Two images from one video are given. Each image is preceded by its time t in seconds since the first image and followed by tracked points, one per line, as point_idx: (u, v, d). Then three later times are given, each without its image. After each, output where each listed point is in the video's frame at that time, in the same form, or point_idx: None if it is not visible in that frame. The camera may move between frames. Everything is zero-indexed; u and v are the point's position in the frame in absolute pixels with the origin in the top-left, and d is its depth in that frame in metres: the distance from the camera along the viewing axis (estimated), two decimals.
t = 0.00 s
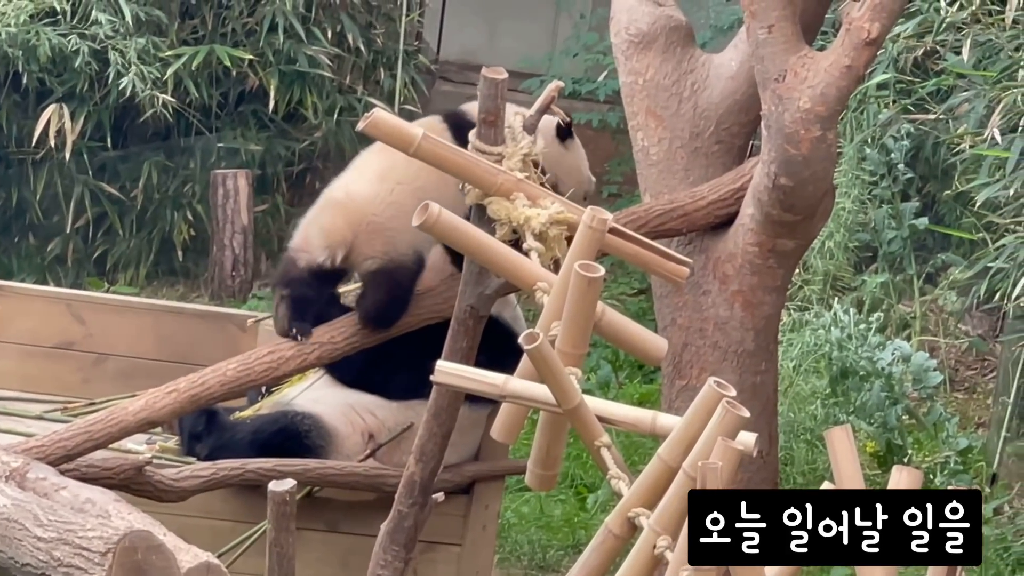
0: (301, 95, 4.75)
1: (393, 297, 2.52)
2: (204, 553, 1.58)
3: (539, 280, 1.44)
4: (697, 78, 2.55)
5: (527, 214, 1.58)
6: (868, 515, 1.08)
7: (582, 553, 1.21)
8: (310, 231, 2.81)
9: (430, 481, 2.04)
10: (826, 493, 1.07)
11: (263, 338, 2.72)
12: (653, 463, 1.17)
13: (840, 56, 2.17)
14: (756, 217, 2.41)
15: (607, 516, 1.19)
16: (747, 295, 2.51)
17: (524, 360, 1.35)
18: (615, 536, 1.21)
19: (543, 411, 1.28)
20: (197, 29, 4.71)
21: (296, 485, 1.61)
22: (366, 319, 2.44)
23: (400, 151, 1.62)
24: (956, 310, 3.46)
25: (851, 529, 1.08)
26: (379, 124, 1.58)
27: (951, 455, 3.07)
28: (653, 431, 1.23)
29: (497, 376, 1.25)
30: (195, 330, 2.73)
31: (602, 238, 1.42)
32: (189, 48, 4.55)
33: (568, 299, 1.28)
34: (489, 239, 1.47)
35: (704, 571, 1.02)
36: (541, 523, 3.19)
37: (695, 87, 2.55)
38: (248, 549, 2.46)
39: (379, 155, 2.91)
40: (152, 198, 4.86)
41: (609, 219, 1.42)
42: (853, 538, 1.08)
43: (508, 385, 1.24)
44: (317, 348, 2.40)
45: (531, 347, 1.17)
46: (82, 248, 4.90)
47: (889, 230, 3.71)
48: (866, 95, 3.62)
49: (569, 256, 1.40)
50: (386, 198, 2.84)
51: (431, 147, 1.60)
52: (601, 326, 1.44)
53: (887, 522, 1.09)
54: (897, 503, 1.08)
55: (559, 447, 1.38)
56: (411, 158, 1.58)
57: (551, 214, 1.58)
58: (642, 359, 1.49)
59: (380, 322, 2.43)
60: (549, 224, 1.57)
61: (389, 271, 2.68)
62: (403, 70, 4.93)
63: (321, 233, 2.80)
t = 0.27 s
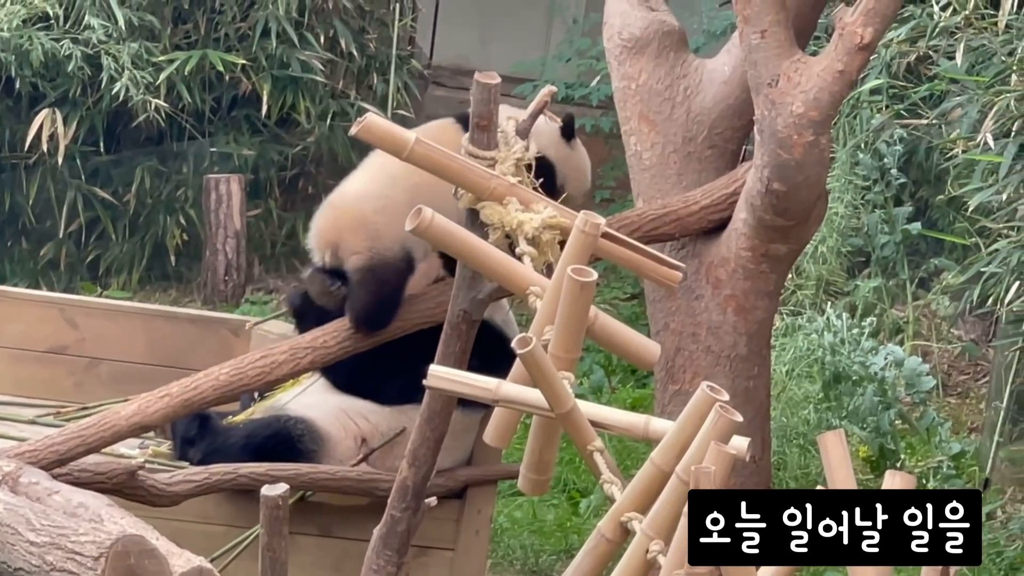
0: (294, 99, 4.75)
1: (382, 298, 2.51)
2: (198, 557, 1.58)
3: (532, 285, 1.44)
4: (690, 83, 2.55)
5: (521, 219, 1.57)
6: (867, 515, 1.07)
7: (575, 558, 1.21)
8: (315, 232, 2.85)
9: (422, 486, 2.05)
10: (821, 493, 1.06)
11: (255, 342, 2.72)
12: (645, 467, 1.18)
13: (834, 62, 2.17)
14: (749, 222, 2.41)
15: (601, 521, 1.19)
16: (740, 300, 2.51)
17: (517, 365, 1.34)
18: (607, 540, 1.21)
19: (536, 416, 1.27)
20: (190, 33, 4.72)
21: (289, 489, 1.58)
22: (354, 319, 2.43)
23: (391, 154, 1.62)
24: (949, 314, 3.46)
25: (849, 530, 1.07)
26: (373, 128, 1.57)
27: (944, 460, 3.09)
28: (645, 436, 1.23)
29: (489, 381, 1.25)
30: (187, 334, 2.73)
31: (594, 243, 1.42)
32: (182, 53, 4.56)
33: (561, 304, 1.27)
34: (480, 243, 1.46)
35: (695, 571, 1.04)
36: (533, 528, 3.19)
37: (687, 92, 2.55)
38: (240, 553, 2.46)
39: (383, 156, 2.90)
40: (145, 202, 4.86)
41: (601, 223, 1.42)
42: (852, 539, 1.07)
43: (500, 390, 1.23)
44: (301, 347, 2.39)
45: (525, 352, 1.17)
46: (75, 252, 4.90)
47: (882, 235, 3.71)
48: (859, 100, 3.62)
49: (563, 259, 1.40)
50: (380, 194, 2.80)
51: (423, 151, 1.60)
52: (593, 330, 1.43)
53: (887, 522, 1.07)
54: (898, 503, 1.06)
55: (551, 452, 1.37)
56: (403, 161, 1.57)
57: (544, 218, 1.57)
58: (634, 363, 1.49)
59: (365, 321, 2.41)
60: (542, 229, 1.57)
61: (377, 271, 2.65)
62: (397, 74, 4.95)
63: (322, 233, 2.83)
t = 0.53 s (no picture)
0: (288, 100, 4.74)
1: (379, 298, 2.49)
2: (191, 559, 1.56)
3: (526, 286, 1.44)
4: (683, 84, 2.55)
5: (514, 219, 1.56)
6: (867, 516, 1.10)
7: (569, 557, 1.23)
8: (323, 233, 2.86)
9: (416, 486, 2.06)
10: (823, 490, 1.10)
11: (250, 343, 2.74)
12: (640, 468, 1.19)
13: (827, 63, 2.18)
14: (742, 222, 2.41)
15: (595, 521, 1.21)
16: (734, 301, 2.51)
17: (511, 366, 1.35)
18: (601, 541, 1.23)
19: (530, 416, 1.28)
20: (184, 34, 4.73)
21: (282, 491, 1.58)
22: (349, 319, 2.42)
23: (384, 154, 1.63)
24: (943, 315, 3.47)
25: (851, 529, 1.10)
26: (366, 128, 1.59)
27: (937, 461, 3.09)
28: (639, 437, 1.25)
29: (484, 382, 1.25)
30: (182, 335, 2.73)
31: (588, 245, 1.43)
32: (176, 53, 4.57)
33: (556, 305, 1.28)
34: (475, 244, 1.47)
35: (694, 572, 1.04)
36: (527, 528, 3.19)
37: (681, 92, 2.55)
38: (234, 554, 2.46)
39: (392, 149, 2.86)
40: (139, 203, 4.86)
41: (595, 224, 1.43)
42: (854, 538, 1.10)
43: (495, 390, 1.24)
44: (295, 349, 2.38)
45: (519, 353, 1.18)
46: (69, 253, 4.89)
47: (876, 235, 3.69)
48: (853, 101, 3.63)
49: (557, 260, 1.40)
50: (383, 191, 2.76)
51: (418, 151, 1.60)
52: (588, 331, 1.44)
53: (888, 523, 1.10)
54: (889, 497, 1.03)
55: (546, 453, 1.39)
56: (398, 160, 1.58)
57: (538, 219, 1.58)
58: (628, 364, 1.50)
59: (360, 321, 2.40)
60: (535, 229, 1.58)
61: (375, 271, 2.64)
62: (390, 75, 4.95)
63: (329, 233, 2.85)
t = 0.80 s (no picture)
0: (283, 102, 4.75)
1: (377, 300, 2.47)
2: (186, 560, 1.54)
3: (521, 288, 1.45)
4: (677, 86, 2.55)
5: (509, 222, 1.59)
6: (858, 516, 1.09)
7: (565, 559, 1.23)
8: (334, 238, 2.84)
9: (411, 488, 2.07)
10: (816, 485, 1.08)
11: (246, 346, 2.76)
12: (635, 470, 1.19)
13: (822, 65, 2.17)
14: (737, 224, 2.41)
15: (590, 523, 1.21)
16: (729, 302, 2.51)
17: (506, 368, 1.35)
18: (597, 543, 1.23)
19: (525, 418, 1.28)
20: (178, 37, 4.73)
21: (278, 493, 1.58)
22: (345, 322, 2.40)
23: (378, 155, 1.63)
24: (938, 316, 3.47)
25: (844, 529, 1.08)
26: (361, 130, 1.59)
27: (933, 462, 3.07)
28: (634, 439, 1.25)
29: (478, 385, 1.25)
30: (177, 338, 2.73)
31: (583, 246, 1.42)
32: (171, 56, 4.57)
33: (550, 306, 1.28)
34: (470, 247, 1.47)
35: None
36: (522, 530, 3.19)
37: (675, 95, 2.55)
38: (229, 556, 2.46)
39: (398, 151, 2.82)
40: (134, 205, 4.87)
41: (590, 225, 1.42)
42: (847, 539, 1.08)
43: (489, 393, 1.24)
44: (290, 347, 2.35)
45: (513, 356, 1.17)
46: (64, 255, 4.89)
47: (871, 237, 3.69)
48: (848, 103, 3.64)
49: (552, 261, 1.40)
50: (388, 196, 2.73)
51: (413, 154, 1.61)
52: (583, 333, 1.44)
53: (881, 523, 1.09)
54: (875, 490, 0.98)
55: (541, 454, 1.40)
56: (393, 163, 1.59)
57: (532, 221, 1.60)
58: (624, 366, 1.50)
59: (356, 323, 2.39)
60: (530, 232, 1.60)
61: (377, 274, 2.60)
62: (385, 77, 4.84)
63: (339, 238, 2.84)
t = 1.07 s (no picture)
0: (276, 105, 4.73)
1: (373, 303, 2.48)
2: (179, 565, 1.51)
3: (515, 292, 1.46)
4: (671, 89, 2.55)
5: (503, 225, 1.60)
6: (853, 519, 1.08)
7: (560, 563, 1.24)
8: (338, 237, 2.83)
9: (406, 491, 2.08)
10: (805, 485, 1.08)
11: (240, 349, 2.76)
12: (630, 473, 1.20)
13: (815, 68, 2.20)
14: (731, 227, 2.42)
15: (585, 527, 1.21)
16: (723, 305, 2.51)
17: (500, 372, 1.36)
18: (591, 546, 1.24)
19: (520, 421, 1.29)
20: (173, 41, 4.73)
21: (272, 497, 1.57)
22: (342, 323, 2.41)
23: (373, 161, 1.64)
24: (932, 319, 3.46)
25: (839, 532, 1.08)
26: (355, 135, 1.59)
27: (927, 465, 3.13)
28: (628, 442, 1.26)
29: (473, 388, 1.26)
30: (171, 341, 2.73)
31: (576, 249, 1.43)
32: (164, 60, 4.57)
33: (545, 311, 1.29)
34: (464, 252, 1.49)
35: None
36: (516, 534, 3.19)
37: (669, 98, 2.55)
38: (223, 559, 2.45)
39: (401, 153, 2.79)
40: (128, 209, 4.86)
41: (584, 229, 1.43)
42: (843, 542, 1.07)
43: (484, 396, 1.25)
44: (285, 348, 2.37)
45: (508, 358, 1.18)
46: (58, 259, 4.88)
47: (865, 239, 3.75)
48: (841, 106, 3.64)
49: (545, 265, 1.41)
50: (388, 201, 2.73)
51: (407, 158, 1.62)
52: (576, 336, 1.45)
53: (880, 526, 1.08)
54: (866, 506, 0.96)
55: (535, 457, 1.40)
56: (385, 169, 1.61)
57: (526, 225, 1.60)
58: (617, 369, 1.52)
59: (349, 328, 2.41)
60: (524, 235, 1.59)
61: (376, 277, 2.60)
62: (378, 80, 4.92)
63: (343, 242, 2.80)
